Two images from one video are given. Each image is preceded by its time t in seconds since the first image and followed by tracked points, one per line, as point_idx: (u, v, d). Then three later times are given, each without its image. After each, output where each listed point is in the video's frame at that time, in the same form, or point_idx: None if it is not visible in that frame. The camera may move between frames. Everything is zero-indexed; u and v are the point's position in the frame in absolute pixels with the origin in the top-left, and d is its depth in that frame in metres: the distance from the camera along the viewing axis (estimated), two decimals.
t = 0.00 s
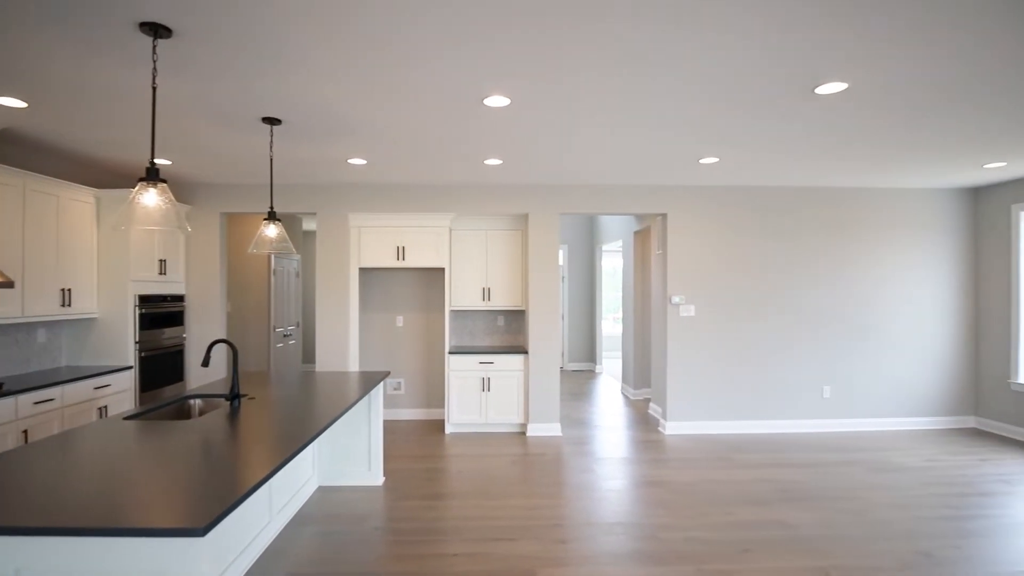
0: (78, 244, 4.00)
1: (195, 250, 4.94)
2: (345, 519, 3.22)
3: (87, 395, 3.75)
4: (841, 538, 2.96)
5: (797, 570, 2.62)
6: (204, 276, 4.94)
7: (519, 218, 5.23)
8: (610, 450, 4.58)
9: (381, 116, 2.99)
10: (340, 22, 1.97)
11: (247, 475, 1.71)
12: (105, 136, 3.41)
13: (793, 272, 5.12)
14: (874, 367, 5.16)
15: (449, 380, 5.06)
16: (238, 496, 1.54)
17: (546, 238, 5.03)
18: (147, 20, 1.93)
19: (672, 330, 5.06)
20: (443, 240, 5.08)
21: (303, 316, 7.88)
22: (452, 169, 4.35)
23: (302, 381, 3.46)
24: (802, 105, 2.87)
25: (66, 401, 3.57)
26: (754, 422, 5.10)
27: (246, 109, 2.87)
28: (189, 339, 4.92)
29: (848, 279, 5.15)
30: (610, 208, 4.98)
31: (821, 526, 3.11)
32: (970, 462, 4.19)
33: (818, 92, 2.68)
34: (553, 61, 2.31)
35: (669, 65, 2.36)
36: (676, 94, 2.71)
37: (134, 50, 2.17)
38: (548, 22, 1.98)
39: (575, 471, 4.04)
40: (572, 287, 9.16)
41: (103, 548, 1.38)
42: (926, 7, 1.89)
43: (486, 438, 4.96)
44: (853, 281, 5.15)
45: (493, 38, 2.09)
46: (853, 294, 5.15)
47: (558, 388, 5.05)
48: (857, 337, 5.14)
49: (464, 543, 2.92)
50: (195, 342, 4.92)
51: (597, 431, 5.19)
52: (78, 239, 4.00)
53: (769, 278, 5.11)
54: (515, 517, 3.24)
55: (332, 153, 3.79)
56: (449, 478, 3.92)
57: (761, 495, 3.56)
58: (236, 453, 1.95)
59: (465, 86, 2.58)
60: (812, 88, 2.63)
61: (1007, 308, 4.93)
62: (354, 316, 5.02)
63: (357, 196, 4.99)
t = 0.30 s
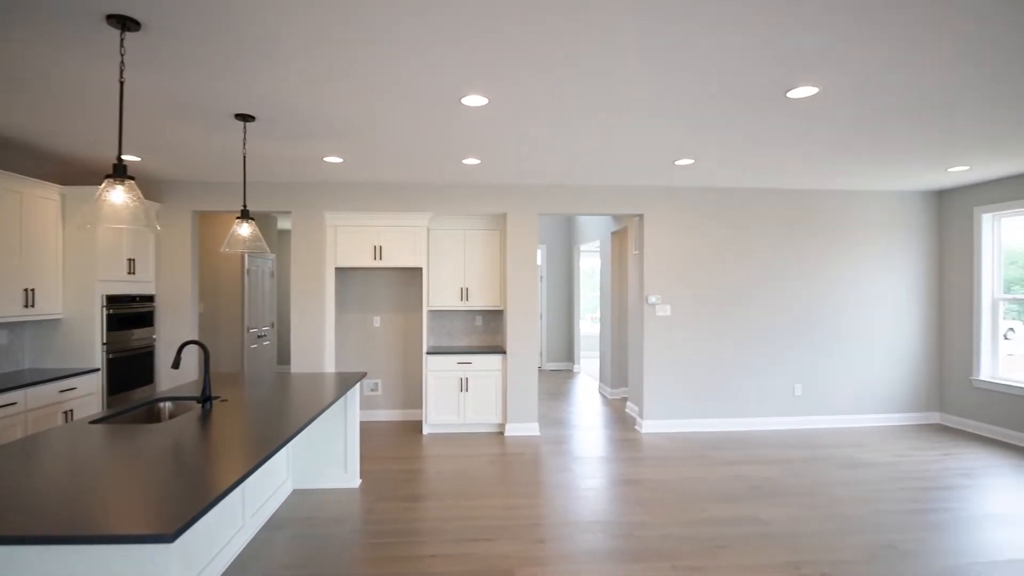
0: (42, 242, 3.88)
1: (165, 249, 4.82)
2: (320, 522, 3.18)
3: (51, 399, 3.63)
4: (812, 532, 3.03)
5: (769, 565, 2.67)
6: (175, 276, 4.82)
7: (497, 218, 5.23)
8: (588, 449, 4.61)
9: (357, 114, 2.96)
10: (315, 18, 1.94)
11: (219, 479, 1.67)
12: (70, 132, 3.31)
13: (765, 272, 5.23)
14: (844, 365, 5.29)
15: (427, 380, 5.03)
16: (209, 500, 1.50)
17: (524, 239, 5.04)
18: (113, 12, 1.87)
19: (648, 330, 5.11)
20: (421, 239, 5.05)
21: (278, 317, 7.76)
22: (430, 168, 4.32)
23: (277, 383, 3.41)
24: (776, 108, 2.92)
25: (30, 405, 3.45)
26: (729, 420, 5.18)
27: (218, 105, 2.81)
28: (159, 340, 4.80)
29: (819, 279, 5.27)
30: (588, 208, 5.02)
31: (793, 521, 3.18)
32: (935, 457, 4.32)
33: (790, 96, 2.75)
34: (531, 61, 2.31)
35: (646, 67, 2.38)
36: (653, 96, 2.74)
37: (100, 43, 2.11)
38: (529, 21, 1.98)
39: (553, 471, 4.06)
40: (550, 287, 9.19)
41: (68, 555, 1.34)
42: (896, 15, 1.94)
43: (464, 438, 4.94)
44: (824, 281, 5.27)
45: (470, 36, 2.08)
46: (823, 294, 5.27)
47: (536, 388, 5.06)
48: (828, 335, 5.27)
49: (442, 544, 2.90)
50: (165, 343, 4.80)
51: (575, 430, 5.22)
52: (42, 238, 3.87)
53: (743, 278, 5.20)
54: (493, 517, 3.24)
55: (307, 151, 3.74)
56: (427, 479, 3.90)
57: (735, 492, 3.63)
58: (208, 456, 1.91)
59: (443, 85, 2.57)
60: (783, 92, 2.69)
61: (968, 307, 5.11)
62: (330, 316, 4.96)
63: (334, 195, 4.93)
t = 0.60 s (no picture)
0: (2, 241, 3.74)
1: (133, 248, 4.69)
2: (295, 526, 3.13)
3: (12, 403, 3.50)
4: (784, 527, 3.10)
5: (742, 560, 2.72)
6: (144, 276, 4.70)
7: (474, 218, 5.22)
8: (565, 448, 4.63)
9: (332, 111, 2.92)
10: (289, 14, 1.91)
11: (188, 483, 1.63)
12: (32, 127, 3.20)
13: (739, 273, 5.32)
14: (814, 363, 5.41)
15: (404, 381, 4.99)
16: (178, 505, 1.47)
17: (502, 239, 5.05)
18: (78, 4, 1.81)
19: (625, 329, 5.16)
20: (398, 239, 5.01)
21: (251, 317, 7.61)
22: (407, 167, 4.29)
23: (250, 384, 3.34)
24: (750, 111, 2.98)
25: None
26: (704, 418, 5.26)
27: (188, 101, 2.74)
28: (127, 342, 4.67)
29: (790, 279, 5.38)
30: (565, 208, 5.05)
31: (766, 516, 3.24)
32: (901, 452, 4.45)
33: (762, 99, 2.80)
34: (508, 61, 2.32)
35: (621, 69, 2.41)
36: (630, 97, 2.77)
37: (64, 36, 2.04)
38: (507, 21, 1.98)
39: (531, 470, 4.07)
40: (528, 287, 9.21)
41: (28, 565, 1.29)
42: (864, 21, 1.99)
43: (442, 439, 4.92)
44: (795, 281, 5.39)
45: (447, 35, 2.07)
46: (795, 294, 5.39)
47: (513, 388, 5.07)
48: (799, 334, 5.38)
49: (420, 546, 2.89)
50: (134, 345, 4.67)
51: (553, 429, 5.24)
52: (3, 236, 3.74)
53: (717, 278, 5.29)
54: (471, 517, 3.23)
55: (281, 148, 3.68)
56: (404, 481, 3.87)
57: (710, 488, 3.68)
58: (178, 460, 1.86)
59: (419, 84, 2.55)
60: (757, 95, 2.74)
61: (933, 307, 5.27)
62: (305, 317, 4.89)
63: (309, 193, 4.86)
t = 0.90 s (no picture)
0: None
1: (99, 246, 4.55)
2: (269, 530, 3.08)
3: None
4: (757, 523, 3.15)
5: (717, 556, 2.76)
6: (111, 275, 4.56)
7: (453, 218, 5.20)
8: (544, 447, 4.64)
9: (307, 108, 2.88)
10: (263, 9, 1.87)
11: (156, 488, 1.59)
12: None
13: (714, 273, 5.40)
14: (787, 361, 5.53)
15: (381, 382, 4.94)
16: (145, 510, 1.43)
17: (481, 239, 5.04)
18: None
19: (603, 329, 5.19)
20: (375, 238, 4.96)
21: (224, 317, 7.46)
22: (384, 166, 4.25)
23: (223, 386, 3.28)
24: (726, 113, 3.02)
25: None
26: (680, 415, 5.33)
27: (158, 96, 2.67)
28: (93, 343, 4.53)
29: (764, 279, 5.49)
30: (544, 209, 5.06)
31: (740, 512, 3.30)
32: (869, 448, 4.57)
33: (736, 102, 2.85)
34: (486, 61, 2.31)
35: (599, 70, 2.42)
36: (609, 98, 2.78)
37: (25, 27, 1.97)
38: (486, 21, 1.97)
39: (510, 470, 4.06)
40: (506, 287, 9.21)
41: None
42: (838, 28, 2.04)
43: (420, 440, 4.89)
44: (768, 281, 5.49)
45: (425, 34, 2.06)
46: (768, 293, 5.49)
47: (492, 388, 5.06)
48: (772, 333, 5.49)
49: (397, 548, 2.86)
50: (100, 347, 4.54)
51: (531, 429, 5.25)
52: None
53: (693, 278, 5.36)
54: (449, 519, 3.22)
55: (255, 145, 3.61)
56: (382, 482, 3.83)
57: (686, 486, 3.72)
58: (147, 464, 1.81)
59: (396, 82, 2.53)
60: (731, 98, 2.78)
61: (901, 306, 5.42)
62: (280, 317, 4.81)
63: (284, 192, 4.78)
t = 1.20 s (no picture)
0: None
1: (63, 244, 4.41)
2: (241, 535, 3.02)
3: None
4: (730, 519, 3.21)
5: (692, 552, 2.80)
6: (76, 274, 4.42)
7: (430, 217, 5.17)
8: (521, 447, 4.65)
9: (281, 104, 2.83)
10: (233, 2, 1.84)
11: (122, 493, 1.54)
12: None
13: (688, 273, 5.48)
14: (759, 360, 5.64)
15: (357, 383, 4.88)
16: (111, 516, 1.39)
17: (458, 238, 5.02)
18: None
19: (580, 329, 5.22)
20: (351, 238, 4.90)
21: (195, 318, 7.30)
22: (360, 164, 4.21)
23: (193, 388, 3.20)
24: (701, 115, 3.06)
25: None
26: (655, 414, 5.39)
27: (124, 90, 2.60)
28: (57, 344, 4.38)
29: (737, 279, 5.59)
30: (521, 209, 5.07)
31: (714, 509, 3.35)
32: (838, 444, 4.69)
33: (710, 105, 2.89)
34: (463, 60, 2.31)
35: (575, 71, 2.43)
36: (585, 99, 2.79)
37: None
38: (462, 19, 1.96)
39: (487, 470, 4.06)
40: (485, 287, 9.20)
41: None
42: (812, 32, 2.08)
43: (396, 441, 4.85)
44: (741, 281, 5.60)
45: (400, 31, 2.04)
46: (741, 293, 5.60)
47: (469, 388, 5.05)
48: (744, 332, 5.59)
49: (373, 551, 2.83)
50: (64, 348, 4.39)
51: (509, 429, 5.25)
52: None
53: (668, 278, 5.43)
54: (426, 520, 3.20)
55: (227, 142, 3.54)
56: (357, 485, 3.79)
57: (661, 483, 3.77)
58: (113, 468, 1.76)
59: (371, 80, 2.51)
60: (705, 101, 2.83)
61: (868, 306, 5.58)
62: (253, 317, 4.72)
63: (257, 189, 4.69)
